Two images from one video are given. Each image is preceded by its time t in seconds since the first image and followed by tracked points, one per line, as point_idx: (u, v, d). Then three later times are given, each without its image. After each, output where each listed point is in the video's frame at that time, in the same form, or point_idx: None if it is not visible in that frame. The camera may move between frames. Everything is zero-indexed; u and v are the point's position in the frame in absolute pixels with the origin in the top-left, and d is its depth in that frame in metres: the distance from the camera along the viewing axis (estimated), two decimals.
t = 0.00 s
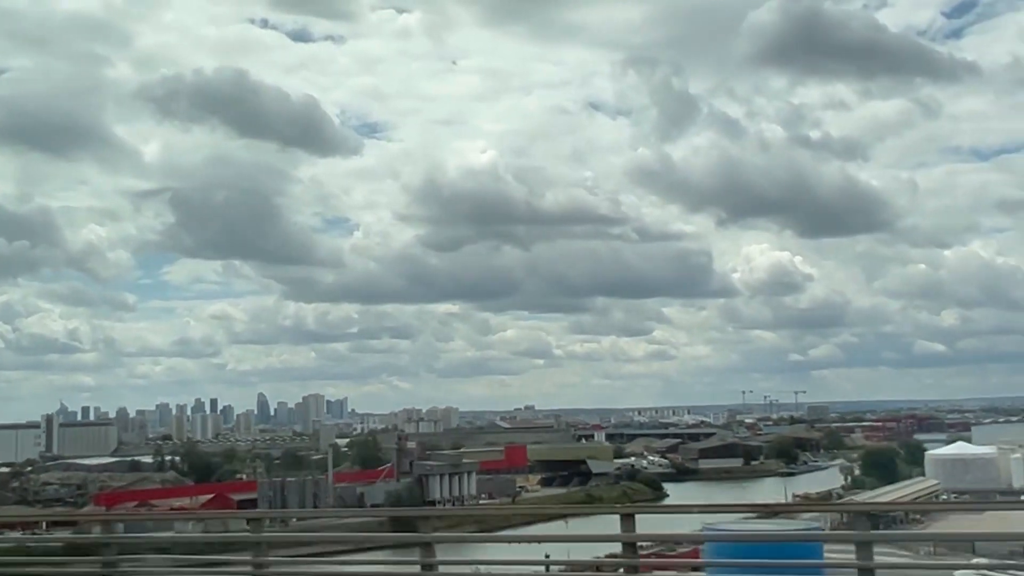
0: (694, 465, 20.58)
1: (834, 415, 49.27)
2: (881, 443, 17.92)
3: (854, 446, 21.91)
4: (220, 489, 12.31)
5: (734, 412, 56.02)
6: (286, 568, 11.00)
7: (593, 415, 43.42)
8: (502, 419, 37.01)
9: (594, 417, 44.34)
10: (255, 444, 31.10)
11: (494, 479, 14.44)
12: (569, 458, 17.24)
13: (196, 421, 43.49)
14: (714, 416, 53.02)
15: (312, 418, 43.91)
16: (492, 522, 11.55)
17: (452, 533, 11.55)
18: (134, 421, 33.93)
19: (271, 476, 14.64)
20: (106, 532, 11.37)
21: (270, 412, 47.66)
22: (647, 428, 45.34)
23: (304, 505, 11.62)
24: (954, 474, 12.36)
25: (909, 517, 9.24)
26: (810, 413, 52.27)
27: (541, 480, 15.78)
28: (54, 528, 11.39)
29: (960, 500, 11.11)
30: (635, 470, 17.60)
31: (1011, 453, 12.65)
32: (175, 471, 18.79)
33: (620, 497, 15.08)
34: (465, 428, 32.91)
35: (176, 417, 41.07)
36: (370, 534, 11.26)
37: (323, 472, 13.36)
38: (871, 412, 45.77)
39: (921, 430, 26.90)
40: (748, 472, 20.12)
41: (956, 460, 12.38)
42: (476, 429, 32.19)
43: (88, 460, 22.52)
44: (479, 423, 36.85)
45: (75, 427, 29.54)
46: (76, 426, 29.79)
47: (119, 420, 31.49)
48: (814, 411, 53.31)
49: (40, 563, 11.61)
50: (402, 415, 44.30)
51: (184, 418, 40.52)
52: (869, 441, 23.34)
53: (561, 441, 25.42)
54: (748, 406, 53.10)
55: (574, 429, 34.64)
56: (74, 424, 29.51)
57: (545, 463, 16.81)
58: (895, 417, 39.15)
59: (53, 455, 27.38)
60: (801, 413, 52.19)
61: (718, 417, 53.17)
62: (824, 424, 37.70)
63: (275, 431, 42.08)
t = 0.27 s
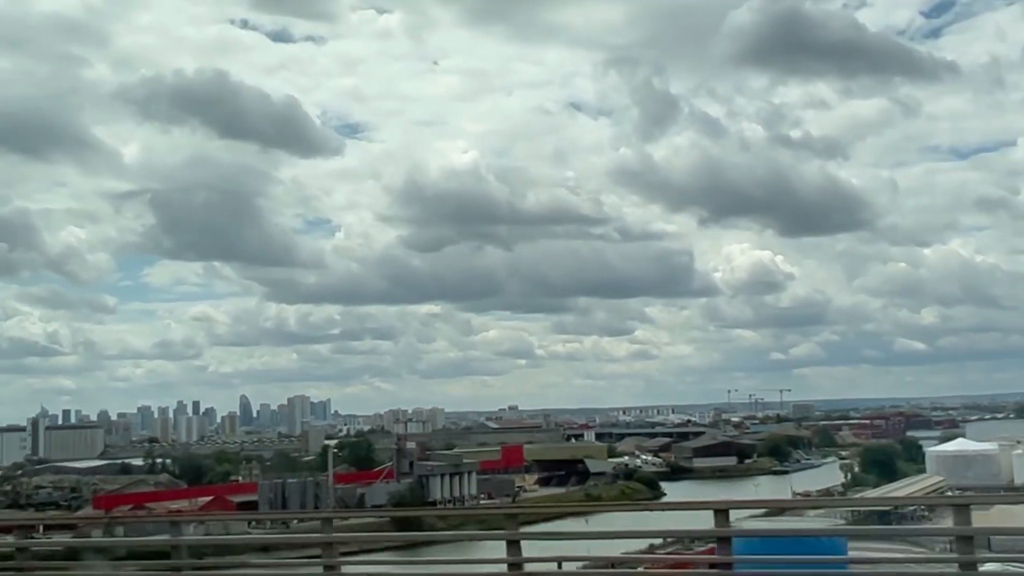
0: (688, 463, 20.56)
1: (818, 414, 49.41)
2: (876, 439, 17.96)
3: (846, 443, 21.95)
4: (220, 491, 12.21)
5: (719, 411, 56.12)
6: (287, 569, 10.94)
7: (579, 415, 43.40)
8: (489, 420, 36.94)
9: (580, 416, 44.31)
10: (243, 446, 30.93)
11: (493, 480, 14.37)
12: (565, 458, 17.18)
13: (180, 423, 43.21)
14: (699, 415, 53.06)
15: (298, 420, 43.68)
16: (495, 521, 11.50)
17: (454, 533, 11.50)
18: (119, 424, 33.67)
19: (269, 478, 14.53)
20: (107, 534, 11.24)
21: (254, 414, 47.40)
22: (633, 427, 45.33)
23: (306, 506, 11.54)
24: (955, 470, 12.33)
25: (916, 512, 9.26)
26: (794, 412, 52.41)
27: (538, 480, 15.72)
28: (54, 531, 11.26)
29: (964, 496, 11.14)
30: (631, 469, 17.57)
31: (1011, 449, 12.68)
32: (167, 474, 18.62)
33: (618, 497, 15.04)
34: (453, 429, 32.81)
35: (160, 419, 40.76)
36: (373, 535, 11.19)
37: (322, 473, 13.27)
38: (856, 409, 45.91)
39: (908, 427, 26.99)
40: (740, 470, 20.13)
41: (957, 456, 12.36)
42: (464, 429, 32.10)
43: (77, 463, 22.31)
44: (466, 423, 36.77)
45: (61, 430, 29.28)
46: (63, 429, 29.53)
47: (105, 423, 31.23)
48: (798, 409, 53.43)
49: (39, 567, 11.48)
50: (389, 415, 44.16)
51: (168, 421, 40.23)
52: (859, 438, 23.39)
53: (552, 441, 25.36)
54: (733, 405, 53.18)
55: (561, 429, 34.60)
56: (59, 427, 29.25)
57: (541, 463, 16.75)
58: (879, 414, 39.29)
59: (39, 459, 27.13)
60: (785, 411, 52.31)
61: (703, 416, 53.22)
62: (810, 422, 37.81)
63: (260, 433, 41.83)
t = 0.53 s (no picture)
0: (684, 463, 20.50)
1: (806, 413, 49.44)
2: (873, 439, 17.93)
3: (841, 443, 21.92)
4: (221, 493, 12.07)
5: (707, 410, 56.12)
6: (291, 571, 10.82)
7: (568, 414, 43.31)
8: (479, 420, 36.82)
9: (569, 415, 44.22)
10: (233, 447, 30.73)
11: (494, 480, 14.27)
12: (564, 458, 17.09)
13: (168, 424, 42.94)
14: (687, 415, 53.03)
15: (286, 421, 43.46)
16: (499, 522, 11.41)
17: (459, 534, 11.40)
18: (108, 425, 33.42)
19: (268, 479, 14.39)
20: (109, 538, 11.10)
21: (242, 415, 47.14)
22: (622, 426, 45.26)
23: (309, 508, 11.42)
24: (959, 469, 12.37)
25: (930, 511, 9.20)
26: (782, 412, 52.42)
27: (538, 479, 15.62)
28: (55, 535, 11.11)
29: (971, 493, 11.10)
30: (629, 468, 17.49)
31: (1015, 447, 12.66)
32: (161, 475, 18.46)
33: (619, 496, 14.97)
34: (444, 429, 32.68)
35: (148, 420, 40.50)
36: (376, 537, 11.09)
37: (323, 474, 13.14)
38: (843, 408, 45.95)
39: (900, 426, 26.99)
40: (736, 469, 20.06)
41: (961, 455, 12.37)
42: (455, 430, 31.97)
43: (70, 465, 22.11)
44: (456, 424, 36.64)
45: (50, 432, 29.04)
46: (51, 430, 29.27)
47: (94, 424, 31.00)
48: (786, 409, 53.44)
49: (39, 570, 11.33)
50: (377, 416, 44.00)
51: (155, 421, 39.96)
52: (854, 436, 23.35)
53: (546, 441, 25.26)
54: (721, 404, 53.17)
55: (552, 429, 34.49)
56: (48, 429, 29.01)
57: (540, 463, 16.65)
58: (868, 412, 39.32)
59: (28, 460, 26.89)
60: (773, 411, 52.32)
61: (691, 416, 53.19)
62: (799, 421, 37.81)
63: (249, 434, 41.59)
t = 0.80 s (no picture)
0: (683, 462, 20.44)
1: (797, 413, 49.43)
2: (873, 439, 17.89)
3: (840, 442, 21.87)
4: (228, 493, 12.00)
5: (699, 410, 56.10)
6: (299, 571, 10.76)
7: (560, 414, 43.22)
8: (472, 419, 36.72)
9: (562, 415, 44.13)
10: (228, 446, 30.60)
11: (499, 480, 14.22)
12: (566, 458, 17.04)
13: (159, 424, 42.75)
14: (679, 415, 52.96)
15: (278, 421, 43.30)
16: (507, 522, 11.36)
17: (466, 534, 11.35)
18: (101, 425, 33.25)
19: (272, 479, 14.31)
20: (116, 537, 11.02)
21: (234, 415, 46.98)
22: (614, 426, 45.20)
23: (317, 508, 11.36)
24: (967, 469, 12.41)
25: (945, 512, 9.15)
26: (774, 411, 52.42)
27: (542, 479, 15.57)
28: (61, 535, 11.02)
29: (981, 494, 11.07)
30: (630, 467, 17.44)
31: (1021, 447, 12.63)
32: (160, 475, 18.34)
33: (623, 496, 14.93)
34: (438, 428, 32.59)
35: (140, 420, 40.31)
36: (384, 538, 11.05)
37: (329, 473, 13.06)
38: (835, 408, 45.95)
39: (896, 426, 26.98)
40: (735, 469, 20.02)
41: (969, 455, 12.39)
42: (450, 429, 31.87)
43: (66, 464, 21.97)
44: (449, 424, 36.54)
45: (43, 431, 28.87)
46: (45, 429, 29.11)
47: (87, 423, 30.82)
48: (778, 408, 53.43)
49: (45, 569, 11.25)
50: (370, 416, 43.85)
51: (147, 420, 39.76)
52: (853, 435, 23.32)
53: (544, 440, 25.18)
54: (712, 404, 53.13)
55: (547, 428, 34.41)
56: (42, 428, 28.84)
57: (543, 463, 16.59)
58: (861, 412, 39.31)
59: (22, 460, 26.73)
60: (765, 410, 52.30)
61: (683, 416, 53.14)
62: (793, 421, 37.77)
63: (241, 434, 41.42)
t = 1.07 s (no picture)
0: (688, 462, 20.37)
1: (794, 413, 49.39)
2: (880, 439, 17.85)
3: (844, 442, 21.82)
4: (239, 491, 11.89)
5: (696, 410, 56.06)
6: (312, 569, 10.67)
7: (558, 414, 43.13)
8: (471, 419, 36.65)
9: (559, 415, 44.04)
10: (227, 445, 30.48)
11: (509, 479, 14.13)
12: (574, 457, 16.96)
13: (157, 423, 42.59)
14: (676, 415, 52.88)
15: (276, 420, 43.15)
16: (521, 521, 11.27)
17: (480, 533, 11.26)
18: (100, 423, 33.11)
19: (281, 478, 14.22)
20: (128, 536, 10.89)
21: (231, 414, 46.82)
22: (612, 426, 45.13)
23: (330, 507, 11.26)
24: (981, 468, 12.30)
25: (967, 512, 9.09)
26: (771, 412, 52.38)
27: (550, 479, 15.49)
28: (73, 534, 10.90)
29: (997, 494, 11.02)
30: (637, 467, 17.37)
31: None
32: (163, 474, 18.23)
33: (633, 495, 14.86)
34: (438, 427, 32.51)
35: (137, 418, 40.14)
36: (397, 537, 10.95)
37: (339, 472, 12.97)
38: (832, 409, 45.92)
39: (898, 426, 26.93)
40: (740, 469, 19.96)
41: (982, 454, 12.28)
42: (450, 429, 31.76)
43: (68, 463, 21.85)
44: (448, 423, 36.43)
45: (42, 429, 28.71)
46: (44, 428, 28.95)
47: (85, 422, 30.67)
48: (776, 409, 53.37)
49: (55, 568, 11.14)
50: (368, 415, 43.73)
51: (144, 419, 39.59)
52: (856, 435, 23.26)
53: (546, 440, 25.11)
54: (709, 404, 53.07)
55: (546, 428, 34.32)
56: (40, 427, 28.67)
57: (550, 462, 16.50)
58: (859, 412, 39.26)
59: (21, 458, 26.57)
60: (762, 410, 52.25)
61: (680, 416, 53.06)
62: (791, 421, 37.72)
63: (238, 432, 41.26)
